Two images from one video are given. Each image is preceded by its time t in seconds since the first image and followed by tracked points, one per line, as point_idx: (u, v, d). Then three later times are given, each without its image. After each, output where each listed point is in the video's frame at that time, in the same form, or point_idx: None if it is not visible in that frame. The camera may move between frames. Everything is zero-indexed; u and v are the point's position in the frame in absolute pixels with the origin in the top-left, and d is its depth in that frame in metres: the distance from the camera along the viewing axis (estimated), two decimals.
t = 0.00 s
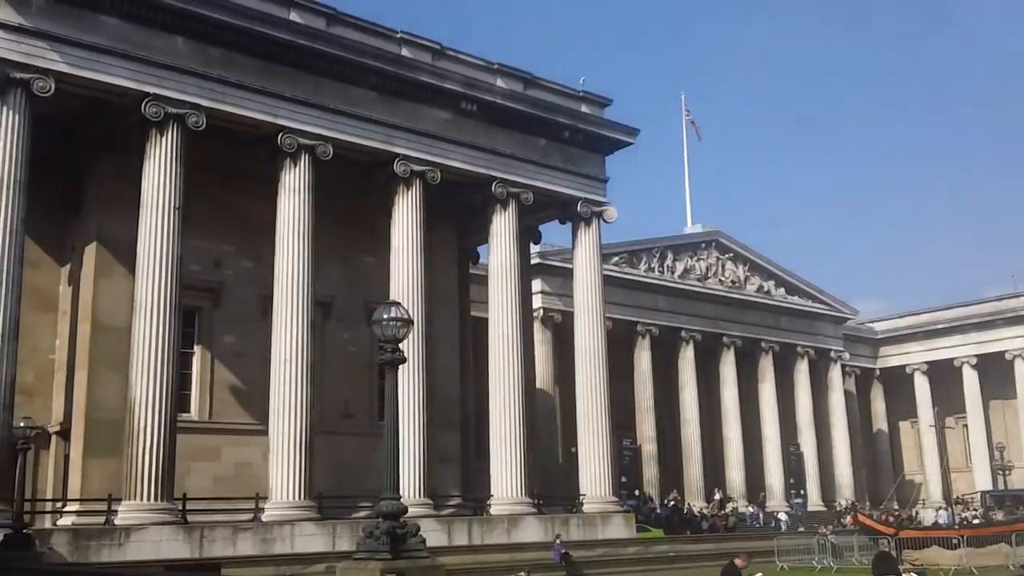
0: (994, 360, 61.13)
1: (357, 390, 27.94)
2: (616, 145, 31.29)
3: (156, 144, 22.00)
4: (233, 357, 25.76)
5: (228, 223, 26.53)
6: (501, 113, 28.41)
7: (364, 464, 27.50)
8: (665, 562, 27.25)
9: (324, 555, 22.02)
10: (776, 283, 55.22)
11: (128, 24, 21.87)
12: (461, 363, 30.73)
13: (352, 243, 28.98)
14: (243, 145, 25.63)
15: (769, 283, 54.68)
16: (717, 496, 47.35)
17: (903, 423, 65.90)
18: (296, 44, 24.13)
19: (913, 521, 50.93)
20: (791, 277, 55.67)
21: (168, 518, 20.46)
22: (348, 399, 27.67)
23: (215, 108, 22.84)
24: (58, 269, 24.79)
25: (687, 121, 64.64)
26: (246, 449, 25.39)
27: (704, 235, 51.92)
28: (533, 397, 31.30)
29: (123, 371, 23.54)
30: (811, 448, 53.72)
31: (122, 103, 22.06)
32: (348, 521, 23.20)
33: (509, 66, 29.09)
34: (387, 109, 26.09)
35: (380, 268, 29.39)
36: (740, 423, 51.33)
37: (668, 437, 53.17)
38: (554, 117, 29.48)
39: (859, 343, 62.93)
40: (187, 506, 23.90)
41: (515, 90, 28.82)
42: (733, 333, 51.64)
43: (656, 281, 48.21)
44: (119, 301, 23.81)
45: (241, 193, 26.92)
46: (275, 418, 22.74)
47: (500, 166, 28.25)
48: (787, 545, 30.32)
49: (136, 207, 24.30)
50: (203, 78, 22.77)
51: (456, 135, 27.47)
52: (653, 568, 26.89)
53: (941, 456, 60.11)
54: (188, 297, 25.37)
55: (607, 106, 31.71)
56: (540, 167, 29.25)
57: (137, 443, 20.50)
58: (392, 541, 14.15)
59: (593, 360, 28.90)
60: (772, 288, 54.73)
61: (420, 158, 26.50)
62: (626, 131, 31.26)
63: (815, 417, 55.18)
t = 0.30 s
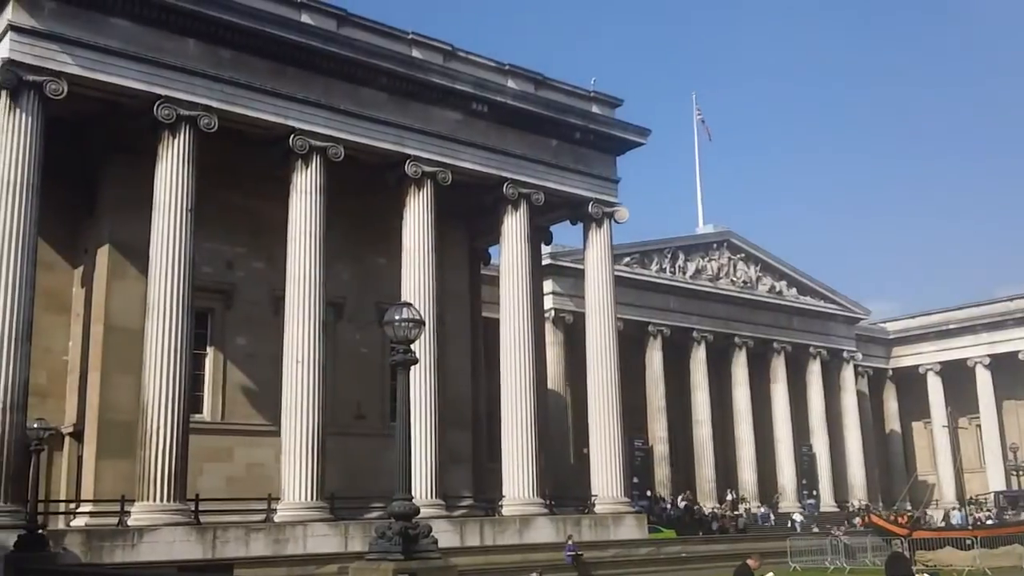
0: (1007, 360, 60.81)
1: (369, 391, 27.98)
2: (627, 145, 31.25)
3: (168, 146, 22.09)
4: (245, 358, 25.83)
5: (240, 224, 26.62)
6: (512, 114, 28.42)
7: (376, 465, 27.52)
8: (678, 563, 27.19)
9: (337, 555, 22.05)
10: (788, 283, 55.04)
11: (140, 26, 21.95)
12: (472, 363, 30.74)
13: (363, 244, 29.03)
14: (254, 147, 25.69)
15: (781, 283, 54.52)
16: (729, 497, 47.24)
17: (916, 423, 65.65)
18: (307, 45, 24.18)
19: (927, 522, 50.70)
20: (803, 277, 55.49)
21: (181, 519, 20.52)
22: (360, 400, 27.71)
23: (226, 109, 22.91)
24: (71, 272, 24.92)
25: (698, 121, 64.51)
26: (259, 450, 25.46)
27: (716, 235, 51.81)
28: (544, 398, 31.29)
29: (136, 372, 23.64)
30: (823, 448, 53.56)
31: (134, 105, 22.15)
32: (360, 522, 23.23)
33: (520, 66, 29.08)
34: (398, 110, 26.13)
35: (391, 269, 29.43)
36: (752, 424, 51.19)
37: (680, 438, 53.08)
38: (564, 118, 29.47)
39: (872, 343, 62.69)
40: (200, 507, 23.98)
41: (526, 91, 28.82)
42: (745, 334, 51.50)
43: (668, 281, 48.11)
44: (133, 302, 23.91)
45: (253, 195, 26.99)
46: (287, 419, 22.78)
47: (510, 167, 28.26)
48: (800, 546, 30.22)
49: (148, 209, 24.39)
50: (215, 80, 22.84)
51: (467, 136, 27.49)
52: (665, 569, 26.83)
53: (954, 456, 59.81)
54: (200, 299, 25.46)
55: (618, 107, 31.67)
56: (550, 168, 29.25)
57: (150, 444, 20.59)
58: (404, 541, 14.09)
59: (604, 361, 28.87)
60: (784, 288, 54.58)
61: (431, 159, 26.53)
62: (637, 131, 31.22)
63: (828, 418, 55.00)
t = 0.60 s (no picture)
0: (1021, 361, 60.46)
1: (380, 392, 28.02)
2: (638, 145, 31.20)
3: (179, 147, 22.16)
4: (257, 359, 25.90)
5: (252, 225, 26.69)
6: (523, 114, 28.41)
7: (387, 466, 27.53)
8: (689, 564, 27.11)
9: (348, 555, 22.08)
10: (800, 283, 54.89)
11: (152, 28, 22.03)
12: (482, 364, 30.74)
13: (374, 245, 29.08)
14: (265, 148, 25.74)
15: (793, 283, 54.37)
16: (741, 498, 47.12)
17: (929, 424, 65.37)
18: (318, 46, 24.22)
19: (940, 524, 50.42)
20: (815, 277, 55.30)
21: (193, 519, 20.57)
22: (370, 400, 27.75)
23: (238, 111, 22.97)
24: (84, 273, 25.03)
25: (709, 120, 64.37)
26: (270, 450, 25.52)
27: (727, 235, 51.69)
28: (555, 398, 31.26)
29: (148, 372, 23.73)
30: (836, 449, 53.37)
31: (146, 106, 22.23)
32: (371, 522, 23.26)
33: (530, 67, 29.07)
34: (408, 111, 26.14)
35: (402, 269, 29.46)
36: (764, 425, 51.04)
37: (691, 438, 52.99)
38: (575, 118, 29.45)
39: (884, 344, 62.43)
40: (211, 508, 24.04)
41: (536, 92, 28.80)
42: (756, 334, 51.36)
43: (679, 282, 48.03)
44: (145, 303, 24.00)
45: (264, 196, 27.06)
46: (298, 419, 22.82)
47: (521, 167, 28.26)
48: (812, 548, 30.08)
49: (160, 211, 24.48)
50: (226, 81, 22.90)
51: (477, 136, 27.50)
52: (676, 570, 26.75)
53: (967, 457, 59.49)
54: (212, 299, 25.54)
55: (628, 107, 31.64)
56: (561, 168, 29.23)
57: (163, 444, 20.67)
58: (415, 542, 14.07)
59: (615, 362, 28.83)
60: (796, 288, 54.42)
61: (441, 160, 26.55)
62: (647, 131, 31.15)
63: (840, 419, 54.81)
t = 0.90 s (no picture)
0: None
1: (391, 395, 28.05)
2: (649, 147, 31.15)
3: (191, 150, 22.23)
4: (269, 361, 25.96)
5: (263, 228, 26.76)
6: (534, 116, 28.40)
7: (399, 468, 27.55)
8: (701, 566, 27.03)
9: (359, 558, 22.10)
10: (812, 285, 54.71)
11: (164, 32, 22.10)
12: (494, 366, 30.73)
13: (385, 247, 29.11)
14: (276, 151, 25.79)
15: (805, 285, 54.21)
16: (753, 500, 46.98)
17: (942, 425, 65.06)
18: (329, 49, 24.26)
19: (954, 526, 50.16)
20: (827, 278, 55.11)
21: (206, 521, 20.62)
22: (382, 402, 27.79)
23: (249, 114, 23.03)
24: (97, 276, 25.13)
25: (721, 121, 64.23)
26: (282, 453, 25.56)
27: (739, 237, 51.57)
28: (566, 400, 31.23)
29: (161, 375, 23.80)
30: (848, 451, 53.16)
31: (159, 110, 22.31)
32: (382, 524, 23.30)
33: (541, 69, 29.07)
34: (419, 114, 26.16)
35: (413, 272, 29.48)
36: (776, 426, 50.88)
37: (703, 440, 52.90)
38: (586, 120, 29.42)
39: (897, 345, 62.17)
40: (224, 510, 24.09)
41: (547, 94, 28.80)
42: (768, 336, 51.20)
43: (690, 283, 47.94)
44: (157, 306, 24.07)
45: (275, 198, 27.11)
46: (310, 422, 22.85)
47: (532, 169, 28.25)
48: (825, 550, 29.95)
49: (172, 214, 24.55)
50: (238, 85, 22.97)
51: (488, 139, 27.50)
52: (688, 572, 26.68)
53: (981, 459, 59.16)
54: (225, 302, 25.61)
55: (639, 108, 31.59)
56: (572, 170, 29.21)
57: (175, 447, 20.73)
58: (427, 544, 14.06)
59: (626, 364, 28.78)
60: (808, 289, 54.24)
61: (452, 162, 26.57)
62: (658, 133, 31.10)
63: (853, 420, 54.62)
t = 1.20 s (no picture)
0: None
1: (402, 397, 28.08)
2: (660, 149, 31.11)
3: (203, 154, 22.31)
4: (280, 364, 26.02)
5: (275, 231, 26.83)
6: (544, 118, 28.42)
7: (410, 471, 27.57)
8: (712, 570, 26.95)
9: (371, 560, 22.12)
10: (823, 287, 54.55)
11: (176, 36, 22.19)
12: (505, 368, 30.72)
13: (396, 250, 29.15)
14: (288, 154, 25.86)
15: (817, 287, 54.04)
16: (765, 503, 46.82)
17: (955, 428, 64.74)
18: (340, 53, 24.32)
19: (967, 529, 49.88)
20: (839, 280, 54.92)
21: (218, 524, 20.69)
22: (393, 405, 27.82)
23: (261, 118, 23.10)
24: (109, 279, 25.22)
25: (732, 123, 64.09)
26: (294, 456, 25.61)
27: (750, 239, 51.46)
28: (578, 403, 31.20)
29: (173, 378, 23.88)
30: (861, 454, 52.95)
31: (171, 114, 22.40)
32: (394, 527, 23.34)
33: (552, 72, 29.08)
34: (430, 117, 26.20)
35: (424, 274, 29.52)
36: (788, 429, 50.73)
37: (714, 442, 52.79)
38: (597, 122, 29.41)
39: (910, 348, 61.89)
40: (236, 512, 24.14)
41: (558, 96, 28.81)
42: (780, 338, 51.05)
43: (701, 286, 47.84)
44: (169, 309, 24.16)
45: (287, 201, 27.18)
46: (322, 425, 22.88)
47: (542, 171, 28.25)
48: (837, 553, 29.82)
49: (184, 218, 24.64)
50: (249, 88, 23.04)
51: (499, 141, 27.51)
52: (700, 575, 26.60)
53: (995, 462, 58.83)
54: (237, 305, 25.69)
55: (650, 111, 31.56)
56: (582, 172, 29.20)
57: (187, 449, 20.79)
58: (438, 547, 14.06)
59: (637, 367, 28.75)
60: (820, 291, 54.06)
61: (463, 165, 26.60)
62: (669, 135, 31.06)
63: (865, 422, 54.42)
